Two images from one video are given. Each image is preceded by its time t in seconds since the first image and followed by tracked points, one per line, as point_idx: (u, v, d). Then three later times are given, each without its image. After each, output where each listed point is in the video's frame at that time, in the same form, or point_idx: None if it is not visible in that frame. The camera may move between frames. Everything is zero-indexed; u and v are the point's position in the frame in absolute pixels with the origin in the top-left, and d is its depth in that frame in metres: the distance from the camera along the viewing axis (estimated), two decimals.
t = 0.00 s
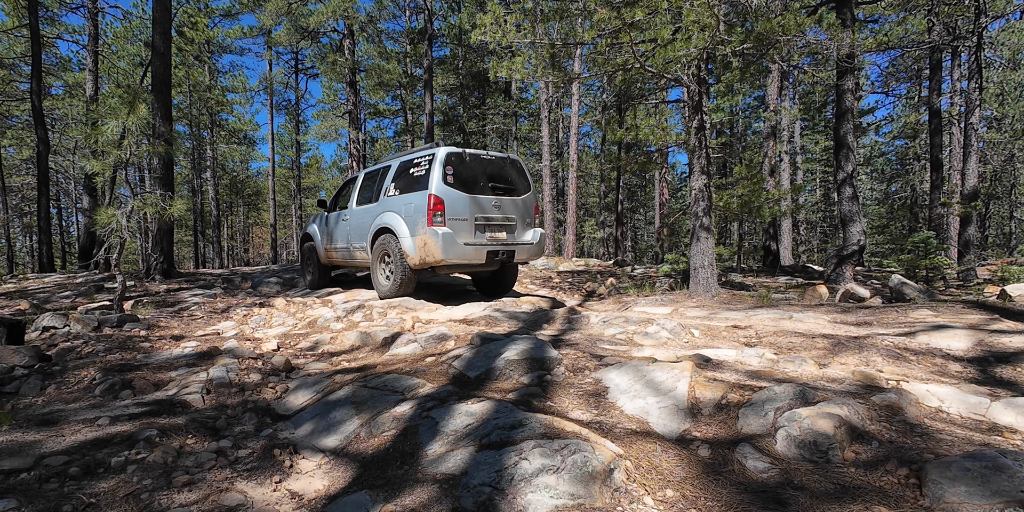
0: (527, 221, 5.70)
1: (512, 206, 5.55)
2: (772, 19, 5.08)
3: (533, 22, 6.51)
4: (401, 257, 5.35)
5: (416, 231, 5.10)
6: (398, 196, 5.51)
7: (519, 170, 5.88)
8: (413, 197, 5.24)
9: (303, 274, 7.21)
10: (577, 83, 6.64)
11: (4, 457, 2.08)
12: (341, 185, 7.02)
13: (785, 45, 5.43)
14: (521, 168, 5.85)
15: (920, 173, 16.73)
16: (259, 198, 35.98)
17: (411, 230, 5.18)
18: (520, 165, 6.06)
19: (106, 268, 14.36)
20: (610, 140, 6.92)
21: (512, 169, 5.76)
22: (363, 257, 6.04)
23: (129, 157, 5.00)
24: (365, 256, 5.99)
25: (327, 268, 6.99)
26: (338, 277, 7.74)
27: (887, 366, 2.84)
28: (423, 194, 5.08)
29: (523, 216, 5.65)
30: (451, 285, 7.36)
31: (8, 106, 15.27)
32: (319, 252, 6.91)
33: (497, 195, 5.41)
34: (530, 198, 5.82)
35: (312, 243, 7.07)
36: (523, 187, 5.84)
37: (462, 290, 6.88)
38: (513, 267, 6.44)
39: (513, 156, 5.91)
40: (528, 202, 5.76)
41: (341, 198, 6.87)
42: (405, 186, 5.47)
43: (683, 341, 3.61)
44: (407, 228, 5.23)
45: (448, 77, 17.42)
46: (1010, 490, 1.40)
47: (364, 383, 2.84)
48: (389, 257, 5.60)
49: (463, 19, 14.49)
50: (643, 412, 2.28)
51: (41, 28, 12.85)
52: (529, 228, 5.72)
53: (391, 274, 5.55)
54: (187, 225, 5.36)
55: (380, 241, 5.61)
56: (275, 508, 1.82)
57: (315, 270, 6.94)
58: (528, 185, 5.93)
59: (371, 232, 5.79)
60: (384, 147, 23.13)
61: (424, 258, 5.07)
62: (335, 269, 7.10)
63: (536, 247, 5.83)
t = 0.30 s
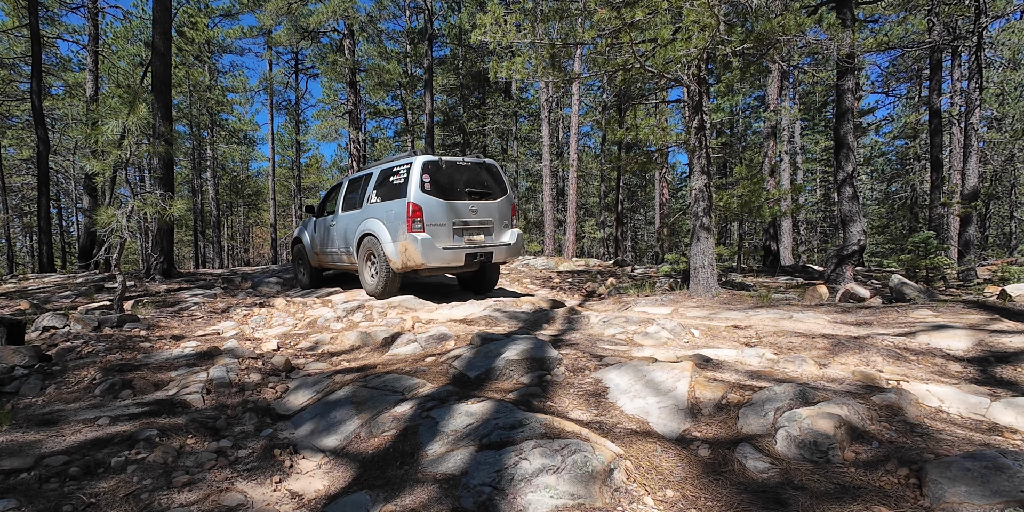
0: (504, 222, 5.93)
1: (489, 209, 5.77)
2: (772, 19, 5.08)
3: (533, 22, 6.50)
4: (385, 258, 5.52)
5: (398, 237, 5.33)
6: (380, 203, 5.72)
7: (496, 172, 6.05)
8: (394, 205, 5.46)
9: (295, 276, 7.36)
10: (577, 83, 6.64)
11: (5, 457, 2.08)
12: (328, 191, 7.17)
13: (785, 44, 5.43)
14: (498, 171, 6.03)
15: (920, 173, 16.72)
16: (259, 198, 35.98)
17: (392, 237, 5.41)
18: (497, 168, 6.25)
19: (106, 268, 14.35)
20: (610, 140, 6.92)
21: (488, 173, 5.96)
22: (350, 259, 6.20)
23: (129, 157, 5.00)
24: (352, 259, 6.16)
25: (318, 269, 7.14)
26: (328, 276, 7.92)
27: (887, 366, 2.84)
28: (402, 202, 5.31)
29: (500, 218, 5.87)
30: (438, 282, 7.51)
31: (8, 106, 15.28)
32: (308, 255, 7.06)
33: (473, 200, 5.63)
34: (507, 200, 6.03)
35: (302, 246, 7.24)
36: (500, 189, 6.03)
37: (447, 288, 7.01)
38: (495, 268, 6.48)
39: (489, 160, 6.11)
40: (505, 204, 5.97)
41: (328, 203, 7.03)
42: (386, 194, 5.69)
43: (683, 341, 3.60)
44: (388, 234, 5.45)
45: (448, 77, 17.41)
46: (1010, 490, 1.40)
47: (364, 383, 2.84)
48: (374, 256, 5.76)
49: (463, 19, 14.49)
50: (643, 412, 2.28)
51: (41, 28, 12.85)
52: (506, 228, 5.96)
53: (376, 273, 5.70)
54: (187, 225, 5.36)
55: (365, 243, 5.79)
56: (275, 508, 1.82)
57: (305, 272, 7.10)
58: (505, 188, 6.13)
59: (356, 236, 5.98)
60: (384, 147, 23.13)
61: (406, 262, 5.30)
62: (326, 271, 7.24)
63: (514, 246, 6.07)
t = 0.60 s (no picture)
0: (491, 221, 5.98)
1: (477, 209, 5.83)
2: (772, 19, 5.08)
3: (533, 22, 6.48)
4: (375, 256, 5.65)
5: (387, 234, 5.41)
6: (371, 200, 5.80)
7: (484, 173, 6.14)
8: (384, 202, 5.54)
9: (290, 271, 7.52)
10: (577, 83, 6.64)
11: (5, 457, 2.08)
12: (321, 187, 7.25)
13: (785, 45, 5.43)
14: (486, 172, 6.11)
15: (920, 173, 16.72)
16: (259, 198, 35.99)
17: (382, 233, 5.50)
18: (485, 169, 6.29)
19: (105, 268, 14.36)
20: (610, 140, 6.92)
21: (477, 174, 6.02)
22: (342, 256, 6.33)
23: (129, 157, 5.00)
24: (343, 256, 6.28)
25: (311, 265, 7.31)
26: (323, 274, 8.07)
27: (887, 366, 2.84)
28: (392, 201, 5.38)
29: (488, 217, 5.93)
30: (428, 279, 7.63)
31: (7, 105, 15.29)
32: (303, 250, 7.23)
33: (462, 199, 5.69)
34: (495, 200, 6.09)
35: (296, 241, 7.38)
36: (488, 190, 6.10)
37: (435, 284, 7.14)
38: (482, 265, 6.61)
39: (478, 161, 6.17)
40: (493, 203, 6.04)
41: (322, 199, 7.12)
42: (377, 192, 5.76)
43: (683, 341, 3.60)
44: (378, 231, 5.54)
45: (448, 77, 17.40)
46: (1010, 490, 1.40)
47: (364, 383, 2.84)
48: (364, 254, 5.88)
49: (463, 19, 14.49)
50: (643, 412, 2.28)
51: (41, 28, 12.85)
52: (493, 228, 6.01)
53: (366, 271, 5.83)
54: (187, 224, 5.36)
55: (357, 241, 5.90)
56: (276, 508, 1.82)
57: (299, 266, 7.28)
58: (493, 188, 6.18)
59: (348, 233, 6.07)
60: (383, 147, 23.15)
61: (395, 258, 5.40)
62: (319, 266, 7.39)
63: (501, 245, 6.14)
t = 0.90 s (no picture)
0: (477, 225, 6.04)
1: (464, 214, 5.88)
2: (772, 19, 5.08)
3: (533, 22, 6.47)
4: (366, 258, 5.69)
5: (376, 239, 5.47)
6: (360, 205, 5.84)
7: (472, 179, 6.17)
8: (373, 208, 5.59)
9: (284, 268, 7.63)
10: (577, 83, 6.64)
11: (4, 457, 2.08)
12: (314, 187, 7.27)
13: (785, 45, 5.43)
14: (473, 177, 6.14)
15: (921, 173, 16.70)
16: (259, 198, 36.00)
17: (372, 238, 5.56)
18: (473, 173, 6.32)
19: (106, 268, 14.35)
20: (610, 140, 6.91)
21: (464, 179, 6.05)
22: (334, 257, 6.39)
23: (129, 157, 5.00)
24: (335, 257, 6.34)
25: (305, 263, 7.42)
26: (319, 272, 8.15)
27: (887, 366, 2.84)
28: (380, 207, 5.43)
29: (474, 221, 5.99)
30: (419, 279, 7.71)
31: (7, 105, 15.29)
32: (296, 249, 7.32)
33: (449, 205, 5.73)
34: (481, 204, 6.14)
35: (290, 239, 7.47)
36: (475, 194, 6.15)
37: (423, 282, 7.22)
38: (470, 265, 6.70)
39: (466, 166, 6.19)
40: (479, 208, 6.08)
41: (314, 199, 7.16)
42: (366, 197, 5.79)
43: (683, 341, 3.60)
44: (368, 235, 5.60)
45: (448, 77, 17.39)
46: (1011, 490, 1.40)
47: (363, 383, 2.84)
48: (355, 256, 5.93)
49: (463, 19, 14.49)
50: (643, 412, 2.28)
51: (41, 28, 12.85)
52: (479, 231, 6.07)
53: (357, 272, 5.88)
54: (187, 224, 5.36)
55: (347, 243, 5.96)
56: (276, 508, 1.82)
57: (292, 264, 7.39)
58: (480, 193, 6.22)
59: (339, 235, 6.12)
60: (383, 147, 23.15)
61: (383, 263, 5.47)
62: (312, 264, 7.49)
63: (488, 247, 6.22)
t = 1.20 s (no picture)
0: (463, 221, 6.04)
1: (450, 211, 5.88)
2: (772, 19, 5.08)
3: (533, 22, 6.47)
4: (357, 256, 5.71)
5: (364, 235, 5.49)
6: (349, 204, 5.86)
7: (456, 177, 6.18)
8: (361, 206, 5.61)
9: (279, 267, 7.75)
10: (577, 83, 6.65)
11: (4, 457, 2.08)
12: (307, 189, 7.33)
13: (785, 45, 5.43)
14: (457, 175, 6.17)
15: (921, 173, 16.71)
16: (260, 198, 36.01)
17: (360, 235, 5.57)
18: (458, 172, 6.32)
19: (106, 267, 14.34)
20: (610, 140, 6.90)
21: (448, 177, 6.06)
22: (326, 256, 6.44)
23: (129, 157, 5.00)
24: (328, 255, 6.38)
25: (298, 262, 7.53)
26: (318, 271, 8.20)
27: (887, 366, 2.84)
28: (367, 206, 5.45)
29: (460, 218, 5.99)
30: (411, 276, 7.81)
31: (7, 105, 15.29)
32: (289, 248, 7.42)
33: (434, 202, 5.74)
34: (466, 202, 6.14)
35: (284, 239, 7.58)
36: (460, 192, 6.15)
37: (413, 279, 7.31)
38: (457, 262, 6.78)
39: (450, 165, 6.21)
40: (464, 205, 6.09)
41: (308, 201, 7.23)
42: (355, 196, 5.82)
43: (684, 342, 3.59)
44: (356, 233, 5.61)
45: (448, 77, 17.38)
46: (1011, 490, 1.40)
47: (363, 383, 2.84)
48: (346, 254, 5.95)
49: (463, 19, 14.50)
50: (643, 412, 2.28)
51: (41, 28, 12.85)
52: (465, 228, 6.07)
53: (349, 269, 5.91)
54: (187, 224, 5.36)
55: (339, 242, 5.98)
56: (276, 508, 1.82)
57: (286, 263, 7.50)
58: (465, 190, 6.23)
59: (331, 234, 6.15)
60: (383, 147, 23.15)
61: (372, 259, 5.48)
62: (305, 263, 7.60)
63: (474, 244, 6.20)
